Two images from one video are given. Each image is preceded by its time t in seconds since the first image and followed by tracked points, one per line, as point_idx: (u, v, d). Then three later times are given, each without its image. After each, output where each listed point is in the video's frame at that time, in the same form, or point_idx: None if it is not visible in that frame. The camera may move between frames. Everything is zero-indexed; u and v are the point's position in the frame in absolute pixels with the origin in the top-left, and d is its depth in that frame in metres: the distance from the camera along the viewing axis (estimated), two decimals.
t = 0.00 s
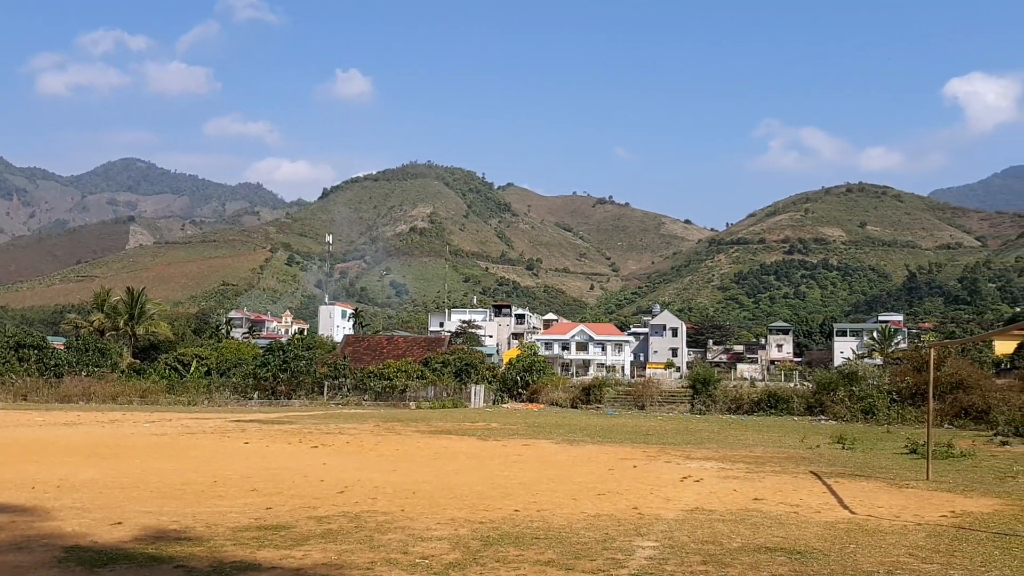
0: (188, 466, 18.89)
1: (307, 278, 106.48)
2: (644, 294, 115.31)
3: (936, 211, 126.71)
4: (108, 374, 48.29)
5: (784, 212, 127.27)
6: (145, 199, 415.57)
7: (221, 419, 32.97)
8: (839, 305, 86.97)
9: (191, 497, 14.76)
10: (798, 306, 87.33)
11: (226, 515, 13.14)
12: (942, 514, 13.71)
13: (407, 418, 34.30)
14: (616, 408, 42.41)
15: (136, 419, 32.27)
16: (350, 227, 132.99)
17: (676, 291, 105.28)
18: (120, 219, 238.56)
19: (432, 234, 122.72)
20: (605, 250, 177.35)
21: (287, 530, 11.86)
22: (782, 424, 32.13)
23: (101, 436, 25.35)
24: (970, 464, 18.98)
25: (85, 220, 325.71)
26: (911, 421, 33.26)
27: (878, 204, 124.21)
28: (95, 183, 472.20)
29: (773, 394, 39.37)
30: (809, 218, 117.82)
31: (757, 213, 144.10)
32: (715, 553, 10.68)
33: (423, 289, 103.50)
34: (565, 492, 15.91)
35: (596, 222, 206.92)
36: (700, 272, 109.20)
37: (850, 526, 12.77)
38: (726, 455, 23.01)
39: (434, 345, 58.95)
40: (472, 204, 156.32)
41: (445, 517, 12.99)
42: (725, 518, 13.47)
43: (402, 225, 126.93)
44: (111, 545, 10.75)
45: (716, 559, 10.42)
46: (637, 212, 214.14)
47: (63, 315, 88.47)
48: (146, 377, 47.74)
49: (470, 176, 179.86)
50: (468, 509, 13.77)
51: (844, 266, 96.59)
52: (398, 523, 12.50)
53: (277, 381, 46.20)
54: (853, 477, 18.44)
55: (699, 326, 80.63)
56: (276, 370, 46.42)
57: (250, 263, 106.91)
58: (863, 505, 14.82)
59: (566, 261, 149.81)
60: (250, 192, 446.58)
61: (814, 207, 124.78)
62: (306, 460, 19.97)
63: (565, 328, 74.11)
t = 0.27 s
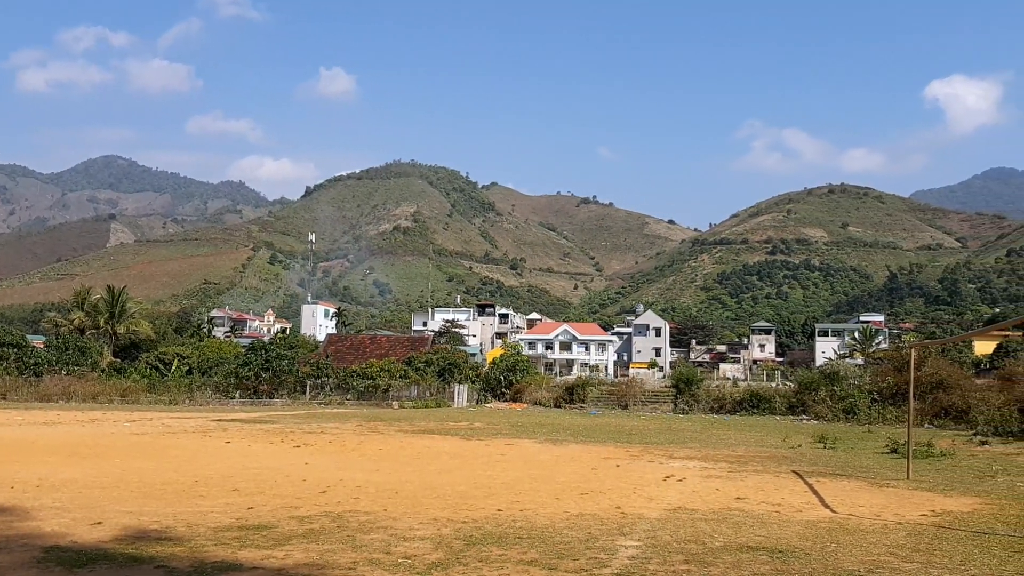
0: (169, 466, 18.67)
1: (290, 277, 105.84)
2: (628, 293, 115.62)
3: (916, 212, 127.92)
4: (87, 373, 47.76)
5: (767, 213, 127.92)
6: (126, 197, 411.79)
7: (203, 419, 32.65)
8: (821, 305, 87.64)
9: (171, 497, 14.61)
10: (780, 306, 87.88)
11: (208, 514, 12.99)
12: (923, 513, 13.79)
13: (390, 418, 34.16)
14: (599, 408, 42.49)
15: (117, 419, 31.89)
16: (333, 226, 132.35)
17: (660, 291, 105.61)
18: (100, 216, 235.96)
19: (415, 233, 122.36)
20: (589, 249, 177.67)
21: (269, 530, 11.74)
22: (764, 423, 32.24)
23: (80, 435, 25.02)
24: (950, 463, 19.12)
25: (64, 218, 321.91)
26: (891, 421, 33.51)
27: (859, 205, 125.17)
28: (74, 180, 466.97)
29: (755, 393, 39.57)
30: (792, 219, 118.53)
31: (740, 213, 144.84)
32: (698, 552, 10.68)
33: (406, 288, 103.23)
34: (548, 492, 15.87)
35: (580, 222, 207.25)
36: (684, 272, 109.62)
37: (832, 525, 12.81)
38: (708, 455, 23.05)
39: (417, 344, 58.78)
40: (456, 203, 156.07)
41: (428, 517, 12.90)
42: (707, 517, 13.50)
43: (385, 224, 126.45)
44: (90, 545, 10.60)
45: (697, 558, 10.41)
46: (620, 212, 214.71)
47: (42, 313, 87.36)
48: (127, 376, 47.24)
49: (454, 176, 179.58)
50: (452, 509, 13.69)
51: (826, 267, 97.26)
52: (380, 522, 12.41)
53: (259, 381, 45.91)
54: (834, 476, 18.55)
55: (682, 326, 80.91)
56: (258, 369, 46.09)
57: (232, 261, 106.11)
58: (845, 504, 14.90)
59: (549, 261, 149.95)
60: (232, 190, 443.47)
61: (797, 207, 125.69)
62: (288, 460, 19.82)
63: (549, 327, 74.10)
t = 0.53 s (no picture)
0: (150, 466, 18.47)
1: (272, 276, 105.18)
2: (611, 294, 115.88)
3: (897, 214, 129.10)
4: (67, 372, 47.21)
5: (750, 214, 128.62)
6: (107, 195, 408.12)
7: (184, 419, 32.34)
8: (803, 306, 88.24)
9: (152, 497, 14.44)
10: (763, 307, 88.40)
11: (189, 515, 12.84)
12: (903, 512, 13.88)
13: (373, 418, 33.99)
14: (583, 408, 42.53)
15: (98, 419, 31.55)
16: (316, 225, 131.69)
17: (643, 291, 105.92)
18: (80, 215, 233.37)
19: (399, 233, 122.02)
20: (573, 250, 177.95)
21: (250, 531, 11.64)
22: (747, 423, 32.39)
23: (60, 435, 24.70)
24: (930, 463, 19.27)
25: (43, 216, 318.16)
26: (873, 421, 33.75)
27: (841, 207, 126.15)
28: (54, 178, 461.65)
29: (738, 393, 39.76)
30: (775, 220, 119.26)
31: (723, 214, 145.58)
32: (680, 552, 10.70)
33: (389, 287, 102.93)
34: (531, 492, 15.85)
35: (564, 222, 207.48)
36: (667, 273, 110.02)
37: (814, 524, 12.87)
38: (691, 455, 23.10)
39: (400, 344, 58.59)
40: (440, 203, 155.83)
41: (411, 517, 12.84)
42: (690, 518, 13.51)
43: (369, 223, 125.96)
44: (69, 545, 10.45)
45: (679, 558, 10.41)
46: (604, 213, 215.19)
47: (20, 312, 86.28)
48: (107, 376, 46.73)
49: (437, 175, 179.27)
50: (435, 509, 13.63)
51: (809, 268, 97.93)
52: (363, 523, 12.33)
53: (241, 380, 45.60)
54: (815, 476, 18.65)
55: (666, 326, 81.16)
56: (240, 368, 45.76)
57: (214, 260, 105.31)
58: (825, 504, 14.98)
59: (534, 261, 150.03)
60: (215, 188, 440.39)
61: (779, 209, 126.49)
62: (270, 460, 19.66)
63: (533, 327, 74.07)
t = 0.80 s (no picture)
0: (132, 466, 18.27)
1: (256, 276, 104.54)
2: (596, 294, 116.10)
3: (879, 215, 130.20)
4: (47, 372, 46.66)
5: (734, 215, 129.20)
6: (89, 193, 404.41)
7: (166, 419, 32.05)
8: (786, 306, 88.80)
9: (133, 498, 14.28)
10: (746, 307, 88.87)
11: (171, 515, 12.72)
12: (885, 512, 13.95)
13: (357, 418, 33.83)
14: (568, 408, 42.56)
15: (79, 419, 31.22)
16: (300, 224, 131.04)
17: (628, 291, 106.20)
18: (62, 213, 230.96)
19: (383, 233, 121.68)
20: (558, 250, 178.19)
21: (232, 532, 11.50)
22: (731, 423, 32.53)
23: (40, 435, 24.42)
24: (913, 463, 19.42)
25: (23, 215, 314.72)
26: (855, 421, 34.01)
27: (825, 208, 126.95)
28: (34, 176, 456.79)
29: (722, 393, 39.94)
30: (759, 220, 119.84)
31: (707, 214, 146.24)
32: (663, 551, 10.70)
33: (374, 287, 102.62)
34: (516, 492, 15.80)
35: (549, 222, 207.68)
36: (652, 273, 110.34)
37: (796, 524, 12.92)
38: (675, 455, 23.15)
39: (384, 344, 58.41)
40: (424, 202, 155.54)
41: (395, 518, 12.76)
42: (674, 517, 13.52)
43: (353, 222, 125.43)
44: (49, 546, 10.30)
45: (663, 558, 10.39)
46: (589, 213, 215.59)
47: None
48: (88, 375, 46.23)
49: (422, 174, 178.87)
50: (418, 509, 13.56)
51: (792, 269, 98.56)
52: (348, 523, 12.24)
53: (224, 380, 45.29)
54: (798, 475, 18.75)
55: (650, 326, 81.38)
56: (222, 368, 45.44)
57: (197, 259, 104.51)
58: (809, 504, 15.03)
59: (518, 261, 150.09)
60: (197, 187, 437.31)
61: (763, 209, 127.20)
62: (253, 460, 19.52)
63: (518, 327, 74.03)
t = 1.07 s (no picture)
0: (114, 466, 18.08)
1: (240, 275, 103.87)
2: (582, 294, 116.25)
3: (862, 216, 131.13)
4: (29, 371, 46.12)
5: (719, 215, 129.72)
6: (70, 191, 400.59)
7: (149, 419, 31.76)
8: (770, 306, 89.29)
9: (116, 498, 14.12)
10: (731, 307, 89.26)
11: (154, 516, 12.58)
12: (868, 511, 14.02)
13: (342, 418, 33.66)
14: (553, 407, 42.57)
15: (61, 418, 30.89)
16: (285, 223, 130.34)
17: (613, 291, 106.41)
18: (43, 211, 228.52)
19: (368, 232, 121.28)
20: (544, 249, 178.29)
21: (215, 532, 11.37)
22: (715, 423, 32.62)
23: (21, 435, 24.13)
24: (895, 463, 19.54)
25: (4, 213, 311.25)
26: (839, 421, 34.19)
27: (809, 209, 127.72)
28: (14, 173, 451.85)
29: (707, 393, 40.12)
30: (743, 221, 120.36)
31: (693, 214, 146.79)
32: (649, 551, 10.70)
33: (359, 286, 102.28)
34: (500, 492, 15.76)
35: (534, 221, 207.77)
36: (637, 273, 110.61)
37: (780, 524, 12.95)
38: (660, 454, 23.18)
39: (369, 344, 58.19)
40: (410, 202, 155.21)
41: (379, 518, 12.68)
42: (659, 517, 13.53)
43: (338, 221, 124.88)
44: (29, 547, 10.16)
45: (649, 558, 10.37)
46: (575, 212, 215.88)
47: None
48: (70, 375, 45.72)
49: (407, 174, 178.41)
50: (403, 510, 13.49)
51: (776, 269, 99.10)
52: (332, 524, 12.15)
53: (207, 380, 45.00)
54: (782, 475, 18.82)
55: (636, 326, 81.55)
56: (206, 368, 45.12)
57: (181, 258, 103.68)
58: (792, 503, 15.08)
59: (504, 260, 150.09)
60: (181, 185, 434.14)
61: (748, 210, 127.78)
62: (237, 460, 19.37)
63: (504, 327, 73.96)
